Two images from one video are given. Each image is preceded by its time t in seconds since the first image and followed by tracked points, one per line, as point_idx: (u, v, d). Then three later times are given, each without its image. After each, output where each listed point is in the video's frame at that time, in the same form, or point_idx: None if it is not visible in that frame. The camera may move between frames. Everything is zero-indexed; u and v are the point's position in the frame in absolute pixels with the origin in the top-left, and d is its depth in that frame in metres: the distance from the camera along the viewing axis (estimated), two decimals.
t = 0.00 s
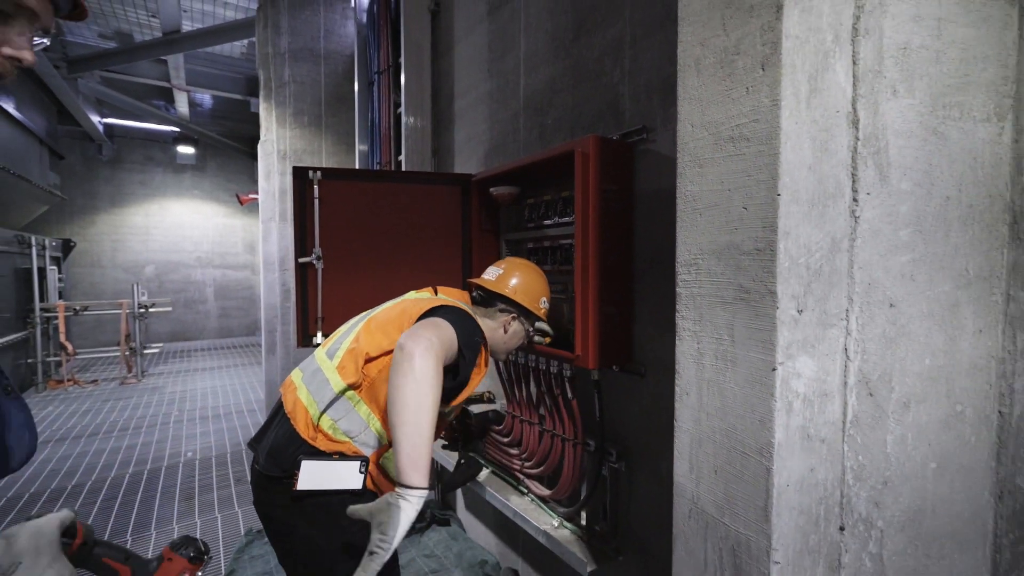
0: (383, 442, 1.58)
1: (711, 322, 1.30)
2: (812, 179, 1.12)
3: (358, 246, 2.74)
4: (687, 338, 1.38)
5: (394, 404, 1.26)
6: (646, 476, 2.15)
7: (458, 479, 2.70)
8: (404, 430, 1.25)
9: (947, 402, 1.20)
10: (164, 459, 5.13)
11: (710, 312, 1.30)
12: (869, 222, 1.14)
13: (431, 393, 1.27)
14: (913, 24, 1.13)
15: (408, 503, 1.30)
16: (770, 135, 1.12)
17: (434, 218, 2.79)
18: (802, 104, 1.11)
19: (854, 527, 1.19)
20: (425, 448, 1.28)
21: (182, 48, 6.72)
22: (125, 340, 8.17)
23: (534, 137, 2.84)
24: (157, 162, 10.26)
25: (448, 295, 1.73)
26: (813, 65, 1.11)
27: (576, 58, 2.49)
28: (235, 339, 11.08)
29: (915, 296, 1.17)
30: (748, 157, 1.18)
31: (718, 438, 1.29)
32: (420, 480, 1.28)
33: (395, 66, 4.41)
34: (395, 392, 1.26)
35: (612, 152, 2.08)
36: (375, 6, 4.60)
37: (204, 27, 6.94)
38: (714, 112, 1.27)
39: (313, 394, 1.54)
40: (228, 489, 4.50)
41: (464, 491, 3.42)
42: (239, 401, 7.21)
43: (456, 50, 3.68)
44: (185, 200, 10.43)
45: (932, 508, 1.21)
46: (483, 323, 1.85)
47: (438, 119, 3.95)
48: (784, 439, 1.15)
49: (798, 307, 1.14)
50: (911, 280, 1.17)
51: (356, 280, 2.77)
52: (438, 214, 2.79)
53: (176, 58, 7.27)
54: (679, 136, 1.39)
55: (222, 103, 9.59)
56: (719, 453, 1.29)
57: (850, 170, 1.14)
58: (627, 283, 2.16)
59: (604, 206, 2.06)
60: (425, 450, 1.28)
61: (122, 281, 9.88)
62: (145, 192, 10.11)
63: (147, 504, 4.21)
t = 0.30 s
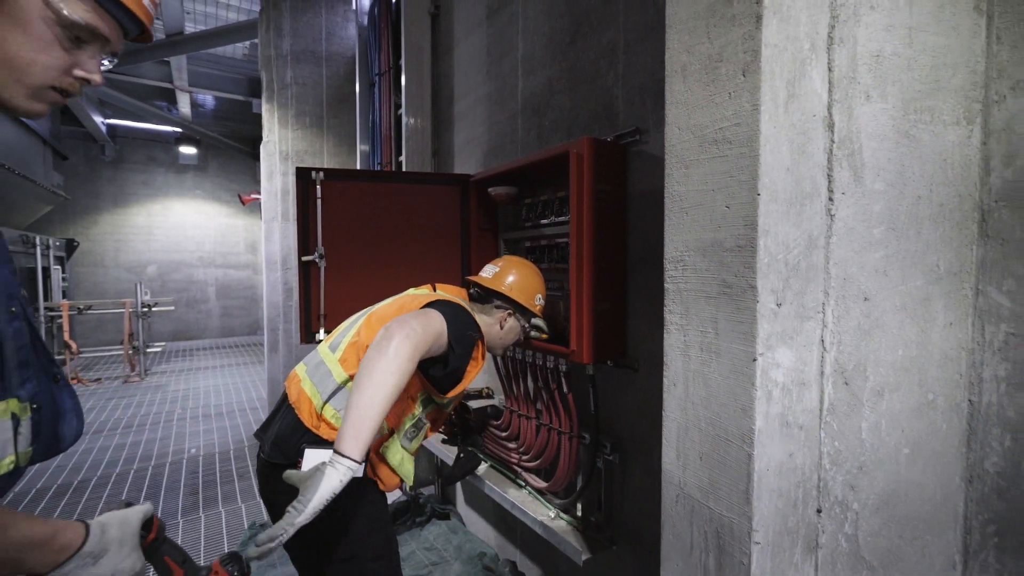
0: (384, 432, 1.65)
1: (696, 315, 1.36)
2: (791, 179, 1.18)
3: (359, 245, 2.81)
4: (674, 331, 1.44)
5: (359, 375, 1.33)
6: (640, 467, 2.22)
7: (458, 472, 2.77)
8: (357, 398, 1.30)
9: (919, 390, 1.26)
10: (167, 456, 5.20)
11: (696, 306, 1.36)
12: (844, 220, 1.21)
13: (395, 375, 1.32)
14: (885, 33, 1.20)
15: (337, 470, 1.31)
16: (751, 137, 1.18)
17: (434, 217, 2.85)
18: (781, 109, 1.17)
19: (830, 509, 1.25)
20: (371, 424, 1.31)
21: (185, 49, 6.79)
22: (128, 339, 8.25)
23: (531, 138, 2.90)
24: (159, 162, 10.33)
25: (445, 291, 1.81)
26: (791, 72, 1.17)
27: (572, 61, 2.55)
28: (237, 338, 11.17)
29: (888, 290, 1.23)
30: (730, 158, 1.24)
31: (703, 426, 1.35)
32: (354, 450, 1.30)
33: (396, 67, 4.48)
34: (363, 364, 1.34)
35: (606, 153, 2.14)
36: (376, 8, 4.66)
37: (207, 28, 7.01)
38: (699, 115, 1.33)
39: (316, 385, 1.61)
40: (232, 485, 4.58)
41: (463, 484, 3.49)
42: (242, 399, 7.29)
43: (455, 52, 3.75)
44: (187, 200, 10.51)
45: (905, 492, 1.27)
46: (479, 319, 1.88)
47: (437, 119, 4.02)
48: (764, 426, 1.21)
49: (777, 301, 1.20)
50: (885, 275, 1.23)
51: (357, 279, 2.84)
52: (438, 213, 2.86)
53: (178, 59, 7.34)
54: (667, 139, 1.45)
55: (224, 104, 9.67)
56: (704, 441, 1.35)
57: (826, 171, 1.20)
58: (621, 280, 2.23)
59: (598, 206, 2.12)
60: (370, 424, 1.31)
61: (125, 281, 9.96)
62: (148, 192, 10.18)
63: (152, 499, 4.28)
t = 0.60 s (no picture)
0: (384, 421, 1.72)
1: (680, 308, 1.43)
2: (767, 178, 1.25)
3: (360, 243, 2.88)
4: (660, 323, 1.51)
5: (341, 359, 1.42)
6: (631, 458, 2.29)
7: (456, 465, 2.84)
8: (335, 381, 1.39)
9: (890, 378, 1.34)
10: (171, 452, 5.28)
11: (680, 299, 1.43)
12: (817, 217, 1.28)
13: (371, 365, 1.39)
14: (856, 40, 1.27)
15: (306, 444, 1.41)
16: (729, 139, 1.24)
17: (433, 216, 2.93)
18: (757, 112, 1.23)
19: (805, 490, 1.32)
20: (343, 407, 1.39)
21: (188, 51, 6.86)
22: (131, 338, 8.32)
23: (528, 138, 2.98)
24: (161, 162, 10.40)
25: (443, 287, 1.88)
26: (767, 77, 1.24)
27: (567, 64, 2.63)
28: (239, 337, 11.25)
29: (859, 283, 1.31)
30: (711, 159, 1.31)
31: (686, 412, 1.42)
32: (322, 429, 1.38)
33: (396, 69, 4.55)
34: (346, 351, 1.42)
35: (599, 154, 2.22)
36: (376, 11, 4.73)
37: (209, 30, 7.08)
38: (683, 118, 1.40)
39: (319, 375, 1.69)
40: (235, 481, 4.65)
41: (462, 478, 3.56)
42: (244, 396, 7.37)
43: (454, 54, 3.82)
44: (189, 200, 10.60)
45: (876, 474, 1.35)
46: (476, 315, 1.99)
47: (437, 120, 4.10)
48: (743, 411, 1.28)
49: (755, 293, 1.27)
50: (856, 269, 1.30)
51: (358, 276, 2.91)
52: (437, 213, 2.93)
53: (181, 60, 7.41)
54: (653, 140, 1.52)
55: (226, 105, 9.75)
56: (688, 428, 1.42)
57: (800, 171, 1.27)
58: (614, 277, 2.30)
59: (591, 205, 2.20)
60: (342, 407, 1.39)
61: (127, 280, 10.04)
62: (151, 192, 10.27)
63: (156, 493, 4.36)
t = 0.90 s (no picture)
0: (385, 409, 1.81)
1: (663, 300, 1.52)
2: (741, 177, 1.34)
3: (361, 241, 2.98)
4: (644, 314, 1.60)
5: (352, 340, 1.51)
6: (622, 447, 2.38)
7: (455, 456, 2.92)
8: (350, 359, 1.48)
9: (858, 364, 1.43)
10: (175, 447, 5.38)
11: (662, 291, 1.52)
12: (788, 213, 1.37)
13: (380, 339, 1.50)
14: (824, 49, 1.36)
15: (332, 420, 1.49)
16: (706, 141, 1.33)
17: (432, 215, 3.02)
18: (732, 116, 1.32)
19: (778, 470, 1.41)
20: (360, 380, 1.50)
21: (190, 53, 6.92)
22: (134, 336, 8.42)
23: (524, 139, 3.07)
24: (164, 163, 10.50)
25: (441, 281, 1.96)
26: (741, 83, 1.33)
27: (561, 68, 2.72)
28: (240, 336, 11.36)
29: (828, 275, 1.40)
30: (689, 159, 1.39)
31: (669, 398, 1.50)
32: (343, 402, 1.48)
33: (397, 71, 4.63)
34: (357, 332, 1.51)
35: (590, 154, 2.31)
36: (376, 14, 4.82)
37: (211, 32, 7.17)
38: (664, 122, 1.49)
39: (323, 364, 1.78)
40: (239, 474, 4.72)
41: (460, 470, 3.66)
42: (246, 394, 7.47)
43: (453, 57, 3.91)
44: (191, 200, 10.70)
45: (845, 455, 1.44)
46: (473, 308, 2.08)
47: (436, 122, 4.19)
48: (720, 396, 1.36)
49: (731, 285, 1.35)
50: (825, 262, 1.39)
51: (359, 273, 3.01)
52: (435, 211, 3.02)
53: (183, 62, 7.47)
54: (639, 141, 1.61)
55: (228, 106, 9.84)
56: (669, 413, 1.50)
57: (772, 171, 1.36)
58: (606, 273, 2.38)
59: (584, 203, 2.29)
60: (359, 380, 1.50)
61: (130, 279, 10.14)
62: (153, 192, 10.37)
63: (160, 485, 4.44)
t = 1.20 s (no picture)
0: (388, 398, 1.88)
1: (649, 294, 1.60)
2: (721, 176, 1.41)
3: (362, 239, 3.06)
4: (632, 307, 1.67)
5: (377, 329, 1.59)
6: (615, 438, 2.46)
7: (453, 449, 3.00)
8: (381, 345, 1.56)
9: (833, 354, 1.51)
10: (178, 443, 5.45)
11: (649, 285, 1.60)
12: (766, 211, 1.45)
13: (403, 319, 1.58)
14: (800, 55, 1.44)
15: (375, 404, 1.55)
16: (689, 143, 1.40)
17: (430, 213, 3.10)
18: (712, 118, 1.40)
19: (757, 454, 1.49)
20: (393, 359, 1.58)
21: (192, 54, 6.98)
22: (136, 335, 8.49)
23: (521, 140, 3.14)
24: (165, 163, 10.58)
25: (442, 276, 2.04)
26: (721, 88, 1.40)
27: (557, 71, 2.80)
28: (241, 335, 11.44)
29: (804, 269, 1.48)
30: (673, 159, 1.47)
31: (655, 387, 1.57)
32: (382, 382, 1.56)
33: (397, 73, 4.71)
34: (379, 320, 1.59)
35: (584, 155, 2.38)
36: (376, 17, 4.90)
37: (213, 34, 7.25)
38: (650, 124, 1.56)
39: (329, 355, 1.86)
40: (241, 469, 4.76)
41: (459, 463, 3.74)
42: (248, 391, 7.56)
43: (452, 60, 3.99)
44: (193, 200, 10.78)
45: (821, 440, 1.52)
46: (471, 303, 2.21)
47: (435, 123, 4.27)
48: (703, 384, 1.43)
49: (712, 278, 1.42)
50: (801, 257, 1.47)
51: (360, 270, 3.09)
52: (434, 210, 3.10)
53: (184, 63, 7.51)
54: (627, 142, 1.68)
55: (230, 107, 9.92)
56: (656, 400, 1.57)
57: (750, 170, 1.44)
58: (599, 270, 2.46)
59: (577, 203, 2.36)
60: (393, 360, 1.58)
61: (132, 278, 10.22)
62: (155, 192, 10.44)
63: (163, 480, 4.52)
